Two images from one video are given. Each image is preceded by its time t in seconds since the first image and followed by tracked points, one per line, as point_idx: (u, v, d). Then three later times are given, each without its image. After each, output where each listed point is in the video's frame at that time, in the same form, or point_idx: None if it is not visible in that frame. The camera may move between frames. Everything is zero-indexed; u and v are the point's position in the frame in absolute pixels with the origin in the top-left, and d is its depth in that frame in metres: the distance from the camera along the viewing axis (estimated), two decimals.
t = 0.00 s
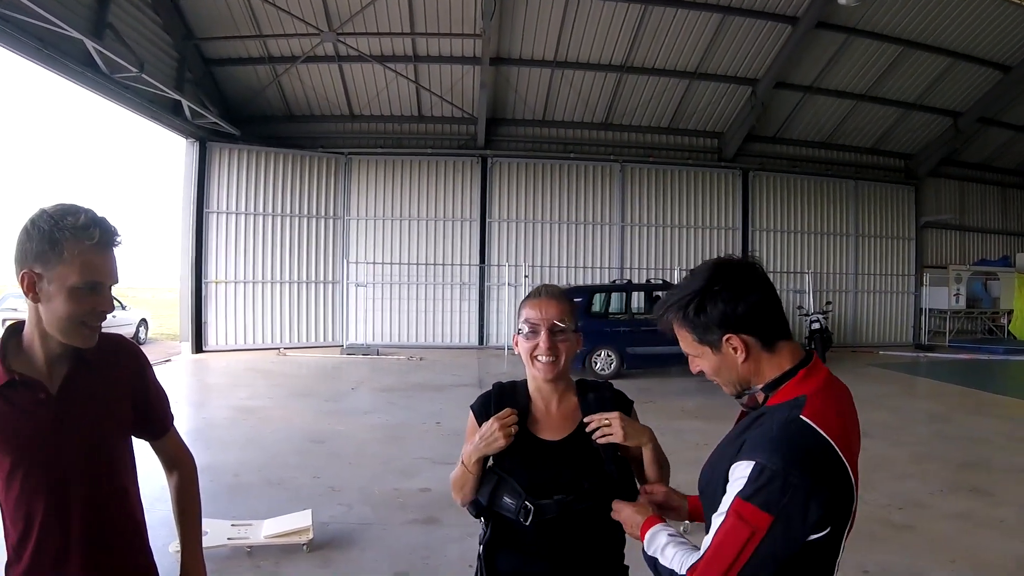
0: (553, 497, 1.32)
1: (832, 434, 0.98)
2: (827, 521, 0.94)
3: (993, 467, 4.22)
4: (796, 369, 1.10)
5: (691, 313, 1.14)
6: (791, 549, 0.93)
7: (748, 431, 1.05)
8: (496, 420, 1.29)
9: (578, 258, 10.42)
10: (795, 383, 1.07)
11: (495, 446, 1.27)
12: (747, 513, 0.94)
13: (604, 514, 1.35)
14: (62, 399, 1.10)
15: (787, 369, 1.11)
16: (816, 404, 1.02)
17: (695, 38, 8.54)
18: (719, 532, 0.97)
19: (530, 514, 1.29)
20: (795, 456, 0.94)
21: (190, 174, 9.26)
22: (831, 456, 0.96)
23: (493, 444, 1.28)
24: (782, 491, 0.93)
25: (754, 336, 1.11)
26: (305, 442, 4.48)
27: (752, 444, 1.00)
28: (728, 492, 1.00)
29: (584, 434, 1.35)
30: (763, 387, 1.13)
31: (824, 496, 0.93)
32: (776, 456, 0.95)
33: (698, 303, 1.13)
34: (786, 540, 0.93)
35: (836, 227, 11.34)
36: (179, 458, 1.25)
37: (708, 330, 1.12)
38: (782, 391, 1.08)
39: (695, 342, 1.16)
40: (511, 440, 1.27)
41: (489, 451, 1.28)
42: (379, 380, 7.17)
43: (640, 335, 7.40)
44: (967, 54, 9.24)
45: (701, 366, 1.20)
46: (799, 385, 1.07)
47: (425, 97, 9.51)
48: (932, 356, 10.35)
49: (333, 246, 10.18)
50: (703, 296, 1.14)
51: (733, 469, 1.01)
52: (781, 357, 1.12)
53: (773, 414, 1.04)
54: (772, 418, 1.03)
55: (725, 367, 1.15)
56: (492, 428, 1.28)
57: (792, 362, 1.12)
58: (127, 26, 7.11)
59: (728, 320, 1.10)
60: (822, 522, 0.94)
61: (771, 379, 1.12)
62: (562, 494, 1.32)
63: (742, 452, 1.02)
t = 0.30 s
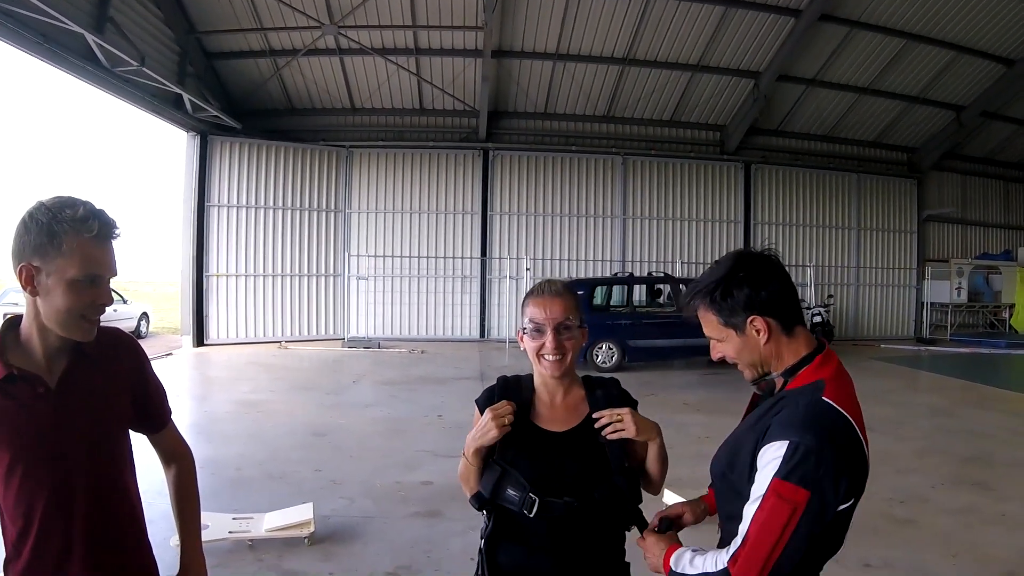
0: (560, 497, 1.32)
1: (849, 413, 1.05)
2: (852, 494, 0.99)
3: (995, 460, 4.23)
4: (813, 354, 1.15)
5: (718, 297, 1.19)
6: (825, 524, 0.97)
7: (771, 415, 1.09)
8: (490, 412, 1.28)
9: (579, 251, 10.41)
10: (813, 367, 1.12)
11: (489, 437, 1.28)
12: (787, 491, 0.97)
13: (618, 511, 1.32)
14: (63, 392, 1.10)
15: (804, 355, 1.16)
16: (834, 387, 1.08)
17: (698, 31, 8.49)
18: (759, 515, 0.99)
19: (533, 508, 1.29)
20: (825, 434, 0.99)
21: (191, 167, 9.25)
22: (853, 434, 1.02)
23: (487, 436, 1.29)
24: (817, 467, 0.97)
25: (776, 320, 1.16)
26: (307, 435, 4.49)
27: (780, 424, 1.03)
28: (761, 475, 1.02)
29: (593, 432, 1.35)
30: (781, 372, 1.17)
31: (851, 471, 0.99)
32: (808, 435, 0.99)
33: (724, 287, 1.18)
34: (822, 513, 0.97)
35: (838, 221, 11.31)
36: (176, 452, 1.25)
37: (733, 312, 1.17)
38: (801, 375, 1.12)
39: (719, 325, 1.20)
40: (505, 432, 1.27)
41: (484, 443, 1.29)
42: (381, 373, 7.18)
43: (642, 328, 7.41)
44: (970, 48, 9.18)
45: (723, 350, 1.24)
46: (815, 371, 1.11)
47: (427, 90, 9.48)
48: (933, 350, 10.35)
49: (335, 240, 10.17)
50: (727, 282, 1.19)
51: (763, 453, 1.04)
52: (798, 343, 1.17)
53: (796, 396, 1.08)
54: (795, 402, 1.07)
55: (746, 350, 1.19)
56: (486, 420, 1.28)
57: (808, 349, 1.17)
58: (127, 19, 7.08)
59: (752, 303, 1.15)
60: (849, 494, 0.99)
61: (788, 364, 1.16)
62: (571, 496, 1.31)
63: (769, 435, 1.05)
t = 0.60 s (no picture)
0: (564, 496, 1.31)
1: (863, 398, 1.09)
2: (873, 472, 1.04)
3: (995, 460, 4.24)
4: (822, 349, 1.18)
5: (733, 294, 1.19)
6: (854, 503, 1.01)
7: (791, 407, 1.11)
8: (497, 411, 1.29)
9: (578, 252, 10.41)
10: (825, 361, 1.15)
11: (495, 436, 1.27)
12: (820, 476, 1.00)
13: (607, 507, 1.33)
14: (61, 392, 1.09)
15: (814, 351, 1.19)
16: (846, 377, 1.12)
17: (696, 31, 8.50)
18: (795, 503, 1.01)
19: (537, 508, 1.29)
20: (847, 418, 1.03)
21: (190, 167, 9.25)
22: (870, 417, 1.06)
23: (492, 435, 1.28)
24: (844, 450, 1.01)
25: (789, 316, 1.18)
26: (306, 436, 4.49)
27: (803, 412, 1.06)
28: (791, 464, 1.04)
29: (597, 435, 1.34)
30: (794, 367, 1.19)
31: (873, 451, 1.03)
32: (832, 419, 1.02)
33: (738, 285, 1.20)
34: (852, 493, 1.01)
35: (837, 221, 11.33)
36: (174, 453, 1.24)
37: (749, 308, 1.18)
38: (814, 368, 1.15)
39: (734, 322, 1.20)
40: (512, 431, 1.27)
41: (489, 442, 1.28)
42: (380, 373, 7.18)
43: (641, 328, 7.42)
44: (968, 49, 9.20)
45: (736, 347, 1.24)
46: (828, 363, 1.15)
47: (425, 90, 9.48)
48: (931, 350, 10.36)
49: (334, 240, 10.16)
50: (741, 281, 1.20)
51: (790, 442, 1.06)
52: (808, 339, 1.20)
53: (813, 388, 1.11)
54: (812, 392, 1.10)
55: (761, 347, 1.20)
56: (493, 419, 1.28)
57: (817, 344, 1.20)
58: (126, 19, 7.08)
59: (768, 299, 1.17)
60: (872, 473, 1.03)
61: (800, 359, 1.18)
62: (574, 495, 1.31)
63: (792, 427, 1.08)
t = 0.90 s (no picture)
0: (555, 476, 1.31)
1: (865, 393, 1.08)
2: (867, 468, 1.03)
3: (996, 458, 4.23)
4: (823, 342, 1.19)
5: (737, 286, 1.19)
6: (841, 494, 1.00)
7: (790, 394, 1.12)
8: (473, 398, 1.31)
9: (579, 249, 10.41)
10: (826, 352, 1.16)
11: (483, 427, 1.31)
12: (807, 459, 1.00)
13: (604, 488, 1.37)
14: (62, 392, 1.09)
15: (816, 342, 1.19)
16: (847, 367, 1.12)
17: (698, 28, 8.47)
18: (776, 484, 1.02)
19: (536, 500, 1.28)
20: (843, 407, 1.03)
21: (191, 164, 9.25)
22: (868, 409, 1.06)
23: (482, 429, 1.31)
24: (836, 438, 1.00)
25: (792, 308, 1.18)
26: (307, 433, 4.49)
27: (801, 399, 1.07)
28: (781, 445, 1.04)
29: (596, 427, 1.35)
30: (796, 358, 1.19)
31: (866, 444, 1.02)
32: (828, 408, 1.02)
33: (742, 277, 1.19)
34: (839, 483, 1.00)
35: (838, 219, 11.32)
36: (177, 452, 1.24)
37: (753, 300, 1.18)
38: (816, 358, 1.15)
39: (738, 314, 1.20)
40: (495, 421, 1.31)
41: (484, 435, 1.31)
42: (382, 371, 7.18)
43: (642, 326, 7.42)
44: (971, 46, 9.17)
45: (740, 340, 1.23)
46: (831, 352, 1.16)
47: (427, 88, 9.47)
48: (932, 348, 10.36)
49: (335, 238, 10.16)
50: (745, 273, 1.20)
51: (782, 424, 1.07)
52: (811, 331, 1.20)
53: (813, 376, 1.11)
54: (811, 381, 1.10)
55: (765, 339, 1.19)
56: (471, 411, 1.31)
57: (819, 336, 1.20)
58: (127, 16, 7.07)
59: (771, 291, 1.16)
60: (865, 467, 1.02)
61: (802, 350, 1.19)
62: (563, 472, 1.31)
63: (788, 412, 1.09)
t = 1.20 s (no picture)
0: (561, 478, 1.31)
1: (848, 403, 1.06)
2: (848, 482, 1.01)
3: (1002, 462, 4.21)
4: (815, 346, 1.16)
5: (721, 289, 1.19)
6: (820, 509, 1.00)
7: (771, 400, 1.11)
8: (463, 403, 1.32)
9: (583, 249, 10.40)
10: (815, 357, 1.13)
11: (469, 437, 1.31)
12: (782, 475, 0.99)
13: (609, 492, 1.35)
14: (65, 393, 1.09)
15: (806, 347, 1.17)
16: (833, 374, 1.09)
17: (703, 29, 8.45)
18: (755, 503, 1.01)
19: (543, 503, 1.27)
20: (821, 418, 1.02)
21: (195, 164, 9.26)
22: (850, 422, 1.03)
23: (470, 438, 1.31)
24: (810, 451, 1.00)
25: (780, 312, 1.16)
26: (311, 433, 4.50)
27: (776, 410, 1.07)
28: (759, 458, 1.04)
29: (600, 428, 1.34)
30: (785, 363, 1.17)
31: (845, 459, 1.00)
32: (804, 418, 1.02)
33: (727, 280, 1.18)
34: (816, 499, 0.99)
35: (843, 220, 11.28)
36: (183, 453, 1.25)
37: (737, 304, 1.17)
38: (803, 364, 1.13)
39: (723, 318, 1.19)
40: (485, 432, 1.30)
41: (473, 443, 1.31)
42: (385, 371, 7.19)
43: (646, 327, 7.40)
44: (977, 48, 9.12)
45: (729, 344, 1.23)
46: (819, 359, 1.13)
47: (431, 88, 9.48)
48: (938, 351, 10.31)
49: (338, 237, 10.18)
50: (731, 276, 1.19)
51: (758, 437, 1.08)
52: (801, 336, 1.17)
53: (796, 384, 1.09)
54: (789, 390, 1.09)
55: (752, 343, 1.18)
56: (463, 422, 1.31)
57: (812, 341, 1.18)
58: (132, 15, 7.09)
59: (756, 295, 1.15)
60: (843, 483, 1.01)
61: (792, 355, 1.16)
62: (569, 473, 1.31)
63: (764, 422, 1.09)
